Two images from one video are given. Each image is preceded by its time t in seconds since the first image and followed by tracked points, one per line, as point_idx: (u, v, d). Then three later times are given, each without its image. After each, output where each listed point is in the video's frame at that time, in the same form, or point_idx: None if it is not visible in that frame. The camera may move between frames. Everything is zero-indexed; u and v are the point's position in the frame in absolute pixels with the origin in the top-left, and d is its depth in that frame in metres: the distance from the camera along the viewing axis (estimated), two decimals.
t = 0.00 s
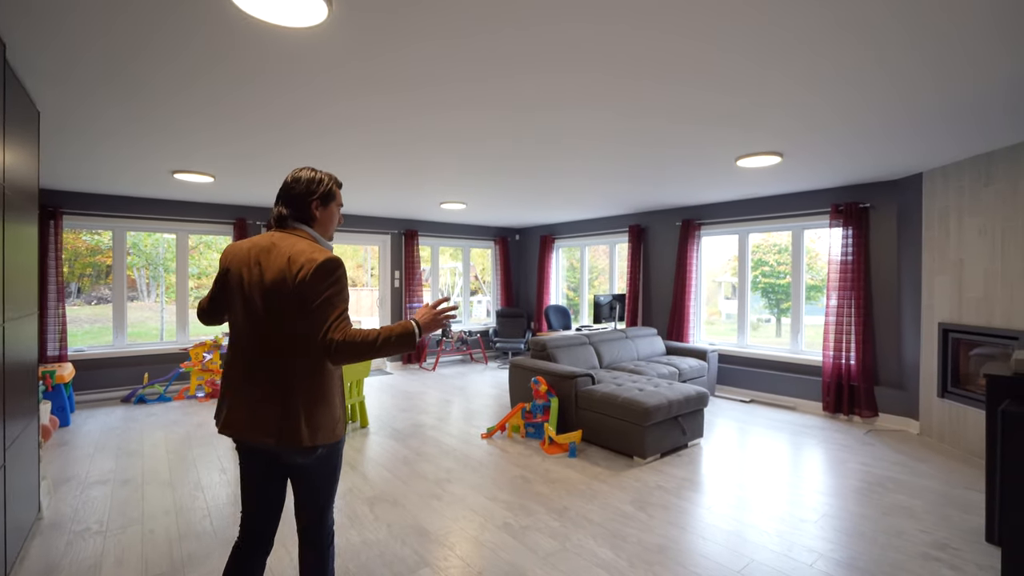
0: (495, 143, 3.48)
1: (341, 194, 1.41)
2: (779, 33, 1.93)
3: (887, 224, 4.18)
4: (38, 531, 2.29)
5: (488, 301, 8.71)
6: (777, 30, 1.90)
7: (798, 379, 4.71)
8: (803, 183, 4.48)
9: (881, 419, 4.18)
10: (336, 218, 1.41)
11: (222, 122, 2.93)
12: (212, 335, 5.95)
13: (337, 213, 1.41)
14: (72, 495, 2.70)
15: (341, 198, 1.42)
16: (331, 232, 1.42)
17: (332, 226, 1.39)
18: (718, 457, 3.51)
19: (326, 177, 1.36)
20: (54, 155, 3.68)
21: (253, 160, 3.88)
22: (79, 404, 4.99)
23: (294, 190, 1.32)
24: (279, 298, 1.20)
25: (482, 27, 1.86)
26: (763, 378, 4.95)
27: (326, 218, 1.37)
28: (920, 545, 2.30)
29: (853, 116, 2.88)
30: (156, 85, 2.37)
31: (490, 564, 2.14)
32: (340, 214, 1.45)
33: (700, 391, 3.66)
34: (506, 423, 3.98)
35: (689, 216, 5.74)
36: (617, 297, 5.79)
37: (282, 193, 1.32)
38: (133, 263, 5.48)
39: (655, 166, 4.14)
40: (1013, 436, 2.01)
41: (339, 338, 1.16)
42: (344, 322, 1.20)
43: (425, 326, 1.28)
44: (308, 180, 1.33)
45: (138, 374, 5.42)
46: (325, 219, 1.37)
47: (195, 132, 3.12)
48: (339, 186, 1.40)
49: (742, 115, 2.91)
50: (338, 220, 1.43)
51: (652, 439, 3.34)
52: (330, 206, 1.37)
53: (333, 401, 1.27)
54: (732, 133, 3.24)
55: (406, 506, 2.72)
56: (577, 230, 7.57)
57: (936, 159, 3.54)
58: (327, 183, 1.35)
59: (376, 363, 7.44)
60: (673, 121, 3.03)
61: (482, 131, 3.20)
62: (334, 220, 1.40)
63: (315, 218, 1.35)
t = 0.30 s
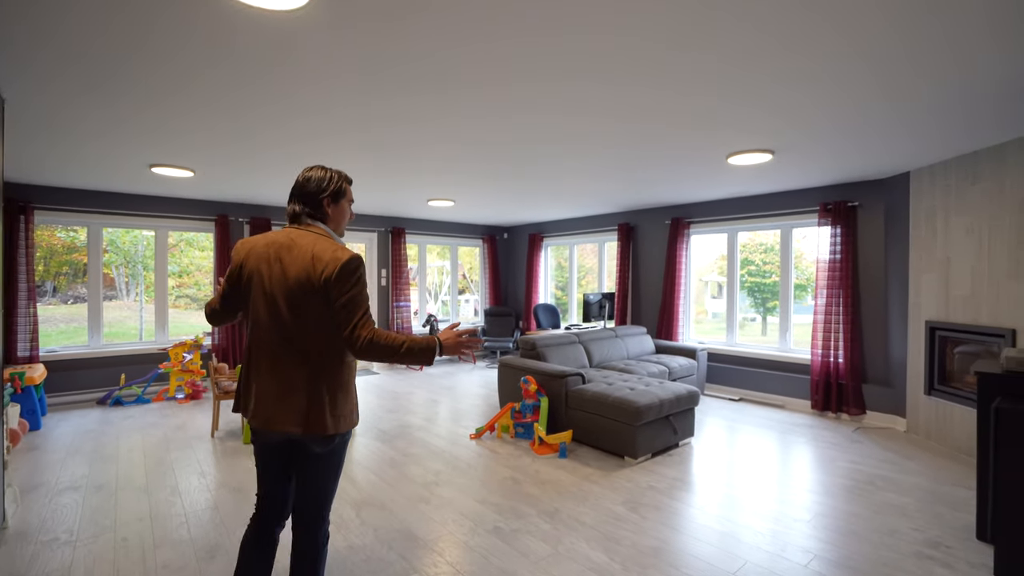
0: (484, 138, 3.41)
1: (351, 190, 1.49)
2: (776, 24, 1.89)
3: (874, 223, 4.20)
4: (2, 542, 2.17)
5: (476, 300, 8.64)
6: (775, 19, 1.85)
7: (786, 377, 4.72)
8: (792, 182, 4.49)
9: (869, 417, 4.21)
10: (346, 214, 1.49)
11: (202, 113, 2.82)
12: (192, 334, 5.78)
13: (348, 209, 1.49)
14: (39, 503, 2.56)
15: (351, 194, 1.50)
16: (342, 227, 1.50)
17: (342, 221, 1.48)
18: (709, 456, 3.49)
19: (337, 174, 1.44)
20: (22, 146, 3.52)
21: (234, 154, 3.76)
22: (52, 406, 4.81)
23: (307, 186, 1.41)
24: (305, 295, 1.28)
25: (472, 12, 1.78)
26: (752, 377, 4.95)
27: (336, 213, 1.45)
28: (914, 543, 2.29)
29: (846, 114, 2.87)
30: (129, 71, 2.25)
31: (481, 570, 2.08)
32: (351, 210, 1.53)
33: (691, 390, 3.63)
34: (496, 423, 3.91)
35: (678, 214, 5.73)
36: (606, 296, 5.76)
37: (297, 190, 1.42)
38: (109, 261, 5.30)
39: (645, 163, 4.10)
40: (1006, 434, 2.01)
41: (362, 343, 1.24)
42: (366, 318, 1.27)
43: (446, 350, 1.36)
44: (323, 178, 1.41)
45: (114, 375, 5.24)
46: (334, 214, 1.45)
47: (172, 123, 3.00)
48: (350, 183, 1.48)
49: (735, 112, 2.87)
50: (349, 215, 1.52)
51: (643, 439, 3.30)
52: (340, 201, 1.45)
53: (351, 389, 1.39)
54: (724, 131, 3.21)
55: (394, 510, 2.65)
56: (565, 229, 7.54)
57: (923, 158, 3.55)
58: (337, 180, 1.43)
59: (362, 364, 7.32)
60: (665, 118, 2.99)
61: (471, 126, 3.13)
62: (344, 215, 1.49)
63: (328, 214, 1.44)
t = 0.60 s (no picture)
0: (474, 135, 3.35)
1: (351, 189, 1.52)
2: (773, 20, 1.85)
3: (862, 221, 4.24)
4: None
5: (464, 298, 8.57)
6: (772, 15, 1.82)
7: (775, 374, 4.74)
8: (781, 180, 4.50)
9: (856, 413, 4.24)
10: (346, 212, 1.52)
11: (182, 106, 2.72)
12: (172, 334, 5.62)
13: (348, 207, 1.52)
14: (9, 511, 2.45)
15: (351, 192, 1.52)
16: (342, 224, 1.53)
17: (342, 219, 1.50)
18: (701, 454, 3.47)
19: (338, 174, 1.47)
20: None
21: (215, 149, 3.64)
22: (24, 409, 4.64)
23: (308, 183, 1.43)
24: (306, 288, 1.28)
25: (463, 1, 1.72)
26: (741, 374, 4.97)
27: (336, 211, 1.48)
28: (907, 540, 2.28)
29: (838, 113, 2.86)
30: (104, 61, 2.15)
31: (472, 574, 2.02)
32: (351, 208, 1.55)
33: (682, 388, 3.61)
34: (485, 423, 3.85)
35: (668, 212, 5.73)
36: (596, 294, 5.73)
37: (298, 187, 1.44)
38: (85, 258, 5.13)
39: (636, 161, 4.07)
40: (998, 429, 2.01)
41: (359, 336, 1.23)
42: (371, 311, 1.26)
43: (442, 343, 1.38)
44: (328, 177, 1.45)
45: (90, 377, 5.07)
46: (335, 211, 1.48)
47: (149, 116, 2.88)
48: (350, 182, 1.51)
49: (727, 110, 2.85)
50: (348, 214, 1.54)
51: (635, 438, 3.28)
52: (340, 199, 1.48)
53: (353, 381, 1.39)
54: (716, 129, 3.19)
55: (384, 512, 2.58)
56: (554, 226, 7.50)
57: (910, 156, 3.58)
58: (338, 178, 1.46)
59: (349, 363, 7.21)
60: (657, 115, 2.95)
61: (460, 122, 3.06)
62: (344, 213, 1.51)
63: (329, 211, 1.46)
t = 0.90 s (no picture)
0: (464, 131, 3.28)
1: (338, 189, 1.52)
2: (772, 14, 1.82)
3: (849, 219, 4.27)
4: None
5: (451, 297, 8.48)
6: (772, 10, 1.79)
7: (763, 372, 4.76)
8: (770, 179, 4.51)
9: (843, 410, 4.27)
10: (333, 211, 1.52)
11: (157, 96, 2.59)
12: (150, 334, 5.44)
13: (336, 207, 1.53)
14: None
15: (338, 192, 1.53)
16: (329, 224, 1.53)
17: (328, 218, 1.50)
18: (692, 452, 3.46)
19: (324, 173, 1.48)
20: None
21: (195, 142, 3.51)
22: None
23: (293, 183, 1.45)
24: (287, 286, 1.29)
25: None
26: (730, 372, 4.98)
27: (321, 210, 1.48)
28: (900, 537, 2.28)
29: (830, 111, 2.86)
30: (76, 45, 2.03)
31: None
32: (339, 208, 1.56)
33: (674, 387, 3.59)
34: (475, 423, 3.79)
35: (656, 210, 5.72)
36: (585, 292, 5.70)
37: (285, 187, 1.46)
38: (57, 256, 4.93)
39: (627, 159, 4.04)
40: (991, 426, 2.01)
41: (336, 331, 1.22)
42: (346, 308, 1.25)
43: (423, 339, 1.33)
44: (314, 177, 1.46)
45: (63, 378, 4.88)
46: (320, 210, 1.48)
47: (124, 106, 2.76)
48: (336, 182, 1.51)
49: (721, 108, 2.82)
50: (336, 213, 1.54)
51: (627, 437, 3.24)
52: (325, 198, 1.48)
53: (337, 381, 1.37)
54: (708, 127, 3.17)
55: (373, 516, 2.50)
56: (542, 225, 7.46)
57: (898, 155, 3.60)
58: (323, 179, 1.47)
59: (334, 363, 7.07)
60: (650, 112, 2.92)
61: (450, 117, 2.99)
62: (330, 213, 1.51)
63: (313, 210, 1.46)
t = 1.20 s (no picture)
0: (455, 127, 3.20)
1: (318, 185, 1.50)
2: (777, 13, 1.79)
3: (839, 218, 4.29)
4: None
5: (438, 295, 8.38)
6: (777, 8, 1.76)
7: (753, 370, 4.78)
8: (760, 177, 4.52)
9: (832, 408, 4.31)
10: (314, 208, 1.49)
11: (135, 87, 2.47)
12: (127, 334, 5.26)
13: (318, 204, 1.50)
14: None
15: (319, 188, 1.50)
16: (310, 220, 1.50)
17: (308, 215, 1.47)
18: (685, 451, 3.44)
19: (303, 170, 1.46)
20: None
21: (174, 136, 3.37)
22: None
23: (272, 181, 1.44)
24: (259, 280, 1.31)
25: None
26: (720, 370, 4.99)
27: (301, 206, 1.46)
28: (897, 535, 2.28)
29: (825, 111, 2.85)
30: (42, 31, 1.90)
31: None
32: (321, 205, 1.53)
33: (667, 385, 3.57)
34: (466, 424, 3.72)
35: (646, 208, 5.70)
36: (575, 291, 5.66)
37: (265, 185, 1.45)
38: (27, 253, 4.72)
39: (619, 157, 4.00)
40: (988, 425, 2.01)
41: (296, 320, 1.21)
42: (310, 299, 1.24)
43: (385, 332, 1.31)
44: (295, 173, 1.44)
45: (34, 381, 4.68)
46: (300, 207, 1.46)
47: (99, 98, 2.62)
48: (316, 178, 1.49)
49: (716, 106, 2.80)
50: (318, 209, 1.52)
51: (621, 437, 3.21)
52: (305, 195, 1.46)
53: (310, 373, 1.35)
54: (702, 126, 3.15)
55: (364, 523, 2.42)
56: (530, 222, 7.41)
57: (888, 154, 3.63)
58: (302, 175, 1.45)
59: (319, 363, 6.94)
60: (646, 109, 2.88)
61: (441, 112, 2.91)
62: (311, 209, 1.49)
63: (292, 207, 1.44)
